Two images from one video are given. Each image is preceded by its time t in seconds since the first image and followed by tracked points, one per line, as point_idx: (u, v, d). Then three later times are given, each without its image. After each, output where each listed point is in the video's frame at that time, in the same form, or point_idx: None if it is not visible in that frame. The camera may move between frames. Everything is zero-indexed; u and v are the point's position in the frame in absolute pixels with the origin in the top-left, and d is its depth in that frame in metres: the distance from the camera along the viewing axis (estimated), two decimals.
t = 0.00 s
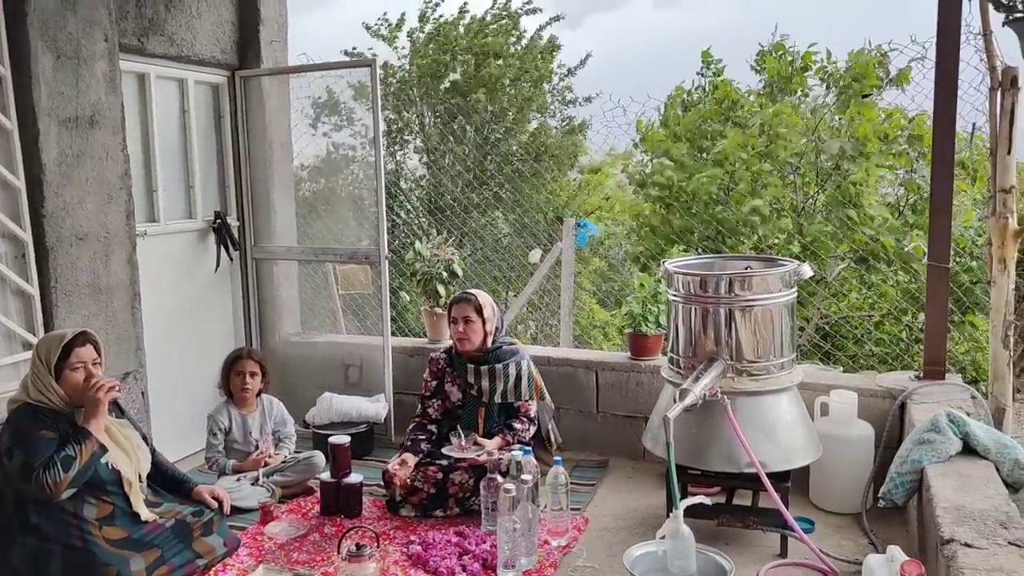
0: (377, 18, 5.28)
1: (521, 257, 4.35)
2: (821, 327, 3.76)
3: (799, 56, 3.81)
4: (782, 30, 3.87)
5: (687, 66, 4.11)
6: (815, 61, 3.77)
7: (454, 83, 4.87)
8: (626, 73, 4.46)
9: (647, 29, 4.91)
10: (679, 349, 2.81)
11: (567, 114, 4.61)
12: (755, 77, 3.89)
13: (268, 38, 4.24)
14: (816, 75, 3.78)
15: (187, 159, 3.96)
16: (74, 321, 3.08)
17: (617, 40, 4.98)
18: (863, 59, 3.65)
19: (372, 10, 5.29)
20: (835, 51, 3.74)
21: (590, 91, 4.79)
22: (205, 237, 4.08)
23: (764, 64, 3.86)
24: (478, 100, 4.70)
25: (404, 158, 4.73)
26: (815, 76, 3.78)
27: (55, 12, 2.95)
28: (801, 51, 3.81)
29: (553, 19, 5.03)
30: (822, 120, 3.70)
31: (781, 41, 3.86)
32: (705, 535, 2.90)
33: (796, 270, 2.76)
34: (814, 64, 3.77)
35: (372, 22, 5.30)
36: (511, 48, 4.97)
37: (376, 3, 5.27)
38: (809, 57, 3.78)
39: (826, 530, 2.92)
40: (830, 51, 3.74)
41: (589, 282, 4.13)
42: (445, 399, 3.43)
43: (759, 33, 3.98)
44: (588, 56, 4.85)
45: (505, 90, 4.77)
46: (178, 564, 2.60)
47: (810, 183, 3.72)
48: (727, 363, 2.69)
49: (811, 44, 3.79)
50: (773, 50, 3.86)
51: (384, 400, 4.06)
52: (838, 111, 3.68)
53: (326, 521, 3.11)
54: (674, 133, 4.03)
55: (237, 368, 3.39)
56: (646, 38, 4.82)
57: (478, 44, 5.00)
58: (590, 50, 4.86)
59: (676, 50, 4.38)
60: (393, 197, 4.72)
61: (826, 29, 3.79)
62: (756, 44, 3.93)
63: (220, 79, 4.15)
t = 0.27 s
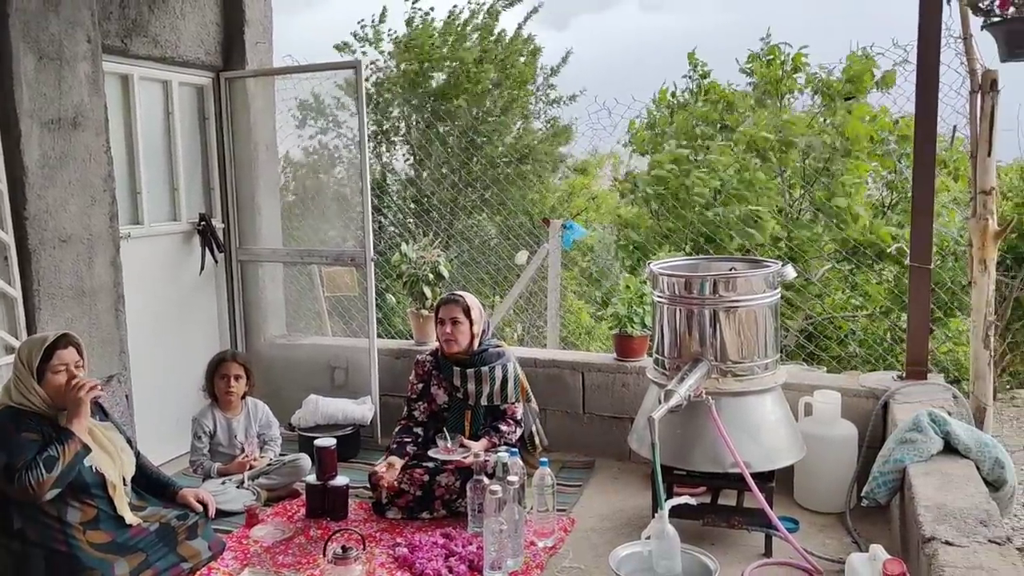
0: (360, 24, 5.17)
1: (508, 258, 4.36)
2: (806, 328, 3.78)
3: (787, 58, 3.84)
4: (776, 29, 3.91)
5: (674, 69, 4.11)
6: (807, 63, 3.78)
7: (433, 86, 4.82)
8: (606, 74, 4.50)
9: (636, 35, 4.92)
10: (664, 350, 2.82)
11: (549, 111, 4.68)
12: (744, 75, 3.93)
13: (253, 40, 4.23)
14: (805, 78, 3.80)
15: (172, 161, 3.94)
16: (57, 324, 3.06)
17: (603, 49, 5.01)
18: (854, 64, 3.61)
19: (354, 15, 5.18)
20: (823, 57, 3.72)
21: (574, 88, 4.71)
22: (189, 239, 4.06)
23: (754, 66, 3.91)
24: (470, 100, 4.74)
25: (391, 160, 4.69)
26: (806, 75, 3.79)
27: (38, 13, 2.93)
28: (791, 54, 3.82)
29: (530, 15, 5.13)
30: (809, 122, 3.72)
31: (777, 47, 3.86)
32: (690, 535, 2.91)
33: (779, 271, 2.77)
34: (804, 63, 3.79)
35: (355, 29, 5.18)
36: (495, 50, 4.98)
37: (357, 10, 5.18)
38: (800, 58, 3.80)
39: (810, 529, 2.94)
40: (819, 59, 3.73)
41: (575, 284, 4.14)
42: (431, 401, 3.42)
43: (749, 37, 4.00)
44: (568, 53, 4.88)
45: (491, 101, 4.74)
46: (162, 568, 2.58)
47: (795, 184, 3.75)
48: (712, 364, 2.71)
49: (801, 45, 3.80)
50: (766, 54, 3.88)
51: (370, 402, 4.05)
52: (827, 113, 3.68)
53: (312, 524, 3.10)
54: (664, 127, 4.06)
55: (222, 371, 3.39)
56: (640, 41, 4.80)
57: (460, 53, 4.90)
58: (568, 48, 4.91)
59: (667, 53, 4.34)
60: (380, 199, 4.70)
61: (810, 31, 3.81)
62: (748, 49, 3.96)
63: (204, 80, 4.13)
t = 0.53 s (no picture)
0: (349, 22, 5.16)
1: (494, 259, 4.39)
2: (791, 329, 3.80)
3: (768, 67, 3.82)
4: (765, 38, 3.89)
5: (653, 72, 4.16)
6: (796, 70, 3.75)
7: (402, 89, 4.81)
8: (589, 77, 4.53)
9: (616, 37, 4.87)
10: (649, 351, 2.83)
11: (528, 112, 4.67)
12: (731, 80, 3.93)
13: (237, 42, 4.21)
14: (795, 81, 3.77)
15: (155, 163, 3.92)
16: (40, 327, 3.04)
17: (587, 50, 4.98)
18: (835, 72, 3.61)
19: (344, 12, 5.17)
20: (810, 63, 3.71)
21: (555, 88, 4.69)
22: (173, 242, 4.04)
23: (739, 69, 3.90)
24: (445, 104, 4.67)
25: (376, 163, 4.67)
26: (795, 81, 3.77)
27: (19, 14, 2.91)
28: (776, 60, 3.81)
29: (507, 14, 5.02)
30: (790, 123, 3.74)
31: (761, 50, 3.85)
32: (675, 536, 2.93)
33: (762, 272, 2.79)
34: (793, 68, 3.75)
35: (345, 25, 5.18)
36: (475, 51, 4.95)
37: (346, 7, 5.18)
38: (787, 66, 3.77)
39: (794, 528, 2.96)
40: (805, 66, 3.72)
41: (563, 287, 4.18)
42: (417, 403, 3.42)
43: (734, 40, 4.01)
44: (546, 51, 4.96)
45: (470, 112, 4.64)
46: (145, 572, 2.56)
47: (780, 186, 3.75)
48: (696, 365, 2.72)
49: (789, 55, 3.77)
50: (753, 57, 3.87)
51: (355, 404, 4.04)
52: (807, 116, 3.72)
53: (297, 527, 3.09)
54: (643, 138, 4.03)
55: (206, 374, 3.37)
56: (624, 41, 4.74)
57: (446, 51, 4.96)
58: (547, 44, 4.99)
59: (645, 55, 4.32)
60: (365, 201, 4.68)
61: (792, 34, 3.85)
62: (735, 50, 3.95)
63: (188, 82, 4.11)
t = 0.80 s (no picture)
0: (329, 24, 5.12)
1: (480, 261, 4.38)
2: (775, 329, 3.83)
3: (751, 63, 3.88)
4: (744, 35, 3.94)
5: (636, 75, 4.14)
6: (770, 69, 3.84)
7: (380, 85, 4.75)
8: (573, 79, 4.54)
9: (607, 39, 4.86)
10: (633, 352, 2.84)
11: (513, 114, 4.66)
12: (707, 77, 3.98)
13: (220, 43, 4.20)
14: (772, 80, 3.84)
15: (138, 164, 3.90)
16: (21, 330, 3.01)
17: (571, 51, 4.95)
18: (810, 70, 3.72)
19: (325, 15, 5.14)
20: (790, 61, 3.79)
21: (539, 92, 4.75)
22: (156, 244, 4.02)
23: (723, 70, 3.93)
24: (427, 106, 4.67)
25: (359, 165, 4.68)
26: (770, 80, 3.85)
27: None
28: (754, 57, 3.88)
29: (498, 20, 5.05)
30: (773, 125, 3.76)
31: (740, 49, 3.91)
32: (660, 536, 2.94)
33: (745, 273, 2.81)
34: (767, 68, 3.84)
35: (324, 29, 5.14)
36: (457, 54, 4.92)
37: (327, 11, 5.16)
38: (763, 64, 3.85)
39: (778, 528, 2.97)
40: (785, 62, 3.80)
41: (550, 288, 4.14)
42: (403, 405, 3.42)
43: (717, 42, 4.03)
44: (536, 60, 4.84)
45: (457, 112, 4.70)
46: None
47: (763, 189, 3.78)
48: (680, 366, 2.73)
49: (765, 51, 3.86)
50: (731, 56, 3.92)
51: (340, 407, 4.03)
52: (788, 117, 3.73)
53: (281, 530, 3.08)
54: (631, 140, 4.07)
55: (189, 377, 3.35)
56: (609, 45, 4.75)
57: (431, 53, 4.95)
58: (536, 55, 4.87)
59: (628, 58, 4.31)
60: (348, 202, 4.67)
61: (775, 38, 3.90)
62: (715, 52, 4.00)
63: (171, 83, 4.09)
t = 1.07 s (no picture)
0: (308, 27, 5.15)
1: (466, 263, 4.36)
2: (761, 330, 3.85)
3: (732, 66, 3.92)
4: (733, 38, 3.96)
5: (621, 76, 4.17)
6: (744, 74, 3.88)
7: (370, 86, 4.82)
8: (559, 80, 4.51)
9: (590, 42, 4.78)
10: (618, 353, 2.85)
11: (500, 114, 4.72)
12: (692, 76, 3.98)
13: (204, 45, 4.18)
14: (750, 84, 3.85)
15: (120, 166, 3.87)
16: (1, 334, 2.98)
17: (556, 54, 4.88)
18: (789, 69, 3.75)
19: (304, 18, 5.17)
20: (771, 53, 3.84)
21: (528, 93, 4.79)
22: (139, 246, 3.99)
23: (708, 72, 3.95)
24: (414, 108, 4.69)
25: (344, 167, 4.68)
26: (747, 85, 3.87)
27: None
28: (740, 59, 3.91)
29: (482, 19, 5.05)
30: (756, 131, 3.79)
31: (728, 49, 3.94)
32: (645, 537, 2.94)
33: (729, 275, 2.82)
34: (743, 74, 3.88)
35: (304, 32, 5.17)
36: (443, 54, 4.96)
37: (306, 13, 5.18)
38: (740, 67, 3.90)
39: (762, 528, 2.99)
40: (763, 59, 3.84)
41: (535, 288, 4.14)
42: (388, 408, 3.41)
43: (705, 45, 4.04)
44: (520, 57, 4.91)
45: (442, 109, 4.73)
46: None
47: (747, 191, 3.81)
48: (665, 367, 2.74)
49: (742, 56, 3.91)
50: (720, 57, 3.95)
51: (325, 410, 4.01)
52: (771, 120, 3.77)
53: (266, 534, 3.06)
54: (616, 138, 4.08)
55: (173, 380, 3.34)
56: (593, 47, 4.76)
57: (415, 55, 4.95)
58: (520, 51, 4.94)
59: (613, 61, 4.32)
60: (334, 204, 4.66)
61: (761, 38, 3.91)
62: (706, 49, 4.01)
63: (154, 85, 4.07)
